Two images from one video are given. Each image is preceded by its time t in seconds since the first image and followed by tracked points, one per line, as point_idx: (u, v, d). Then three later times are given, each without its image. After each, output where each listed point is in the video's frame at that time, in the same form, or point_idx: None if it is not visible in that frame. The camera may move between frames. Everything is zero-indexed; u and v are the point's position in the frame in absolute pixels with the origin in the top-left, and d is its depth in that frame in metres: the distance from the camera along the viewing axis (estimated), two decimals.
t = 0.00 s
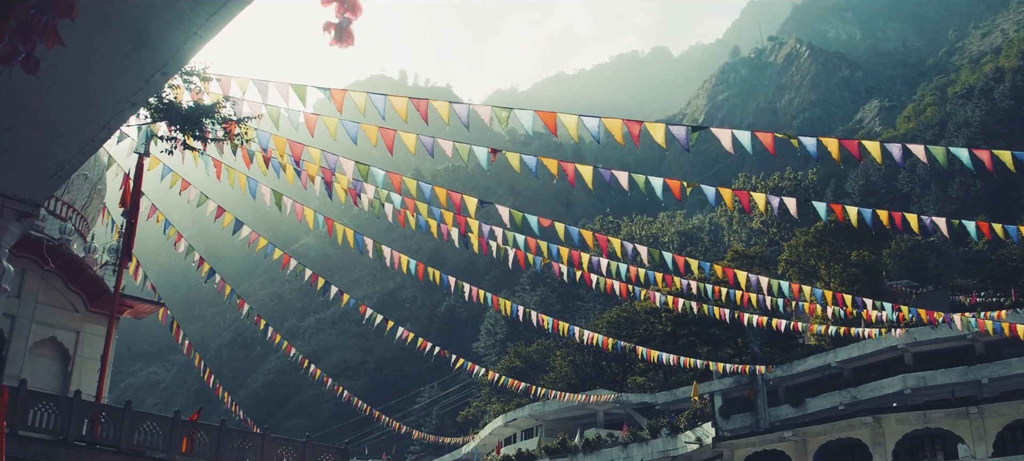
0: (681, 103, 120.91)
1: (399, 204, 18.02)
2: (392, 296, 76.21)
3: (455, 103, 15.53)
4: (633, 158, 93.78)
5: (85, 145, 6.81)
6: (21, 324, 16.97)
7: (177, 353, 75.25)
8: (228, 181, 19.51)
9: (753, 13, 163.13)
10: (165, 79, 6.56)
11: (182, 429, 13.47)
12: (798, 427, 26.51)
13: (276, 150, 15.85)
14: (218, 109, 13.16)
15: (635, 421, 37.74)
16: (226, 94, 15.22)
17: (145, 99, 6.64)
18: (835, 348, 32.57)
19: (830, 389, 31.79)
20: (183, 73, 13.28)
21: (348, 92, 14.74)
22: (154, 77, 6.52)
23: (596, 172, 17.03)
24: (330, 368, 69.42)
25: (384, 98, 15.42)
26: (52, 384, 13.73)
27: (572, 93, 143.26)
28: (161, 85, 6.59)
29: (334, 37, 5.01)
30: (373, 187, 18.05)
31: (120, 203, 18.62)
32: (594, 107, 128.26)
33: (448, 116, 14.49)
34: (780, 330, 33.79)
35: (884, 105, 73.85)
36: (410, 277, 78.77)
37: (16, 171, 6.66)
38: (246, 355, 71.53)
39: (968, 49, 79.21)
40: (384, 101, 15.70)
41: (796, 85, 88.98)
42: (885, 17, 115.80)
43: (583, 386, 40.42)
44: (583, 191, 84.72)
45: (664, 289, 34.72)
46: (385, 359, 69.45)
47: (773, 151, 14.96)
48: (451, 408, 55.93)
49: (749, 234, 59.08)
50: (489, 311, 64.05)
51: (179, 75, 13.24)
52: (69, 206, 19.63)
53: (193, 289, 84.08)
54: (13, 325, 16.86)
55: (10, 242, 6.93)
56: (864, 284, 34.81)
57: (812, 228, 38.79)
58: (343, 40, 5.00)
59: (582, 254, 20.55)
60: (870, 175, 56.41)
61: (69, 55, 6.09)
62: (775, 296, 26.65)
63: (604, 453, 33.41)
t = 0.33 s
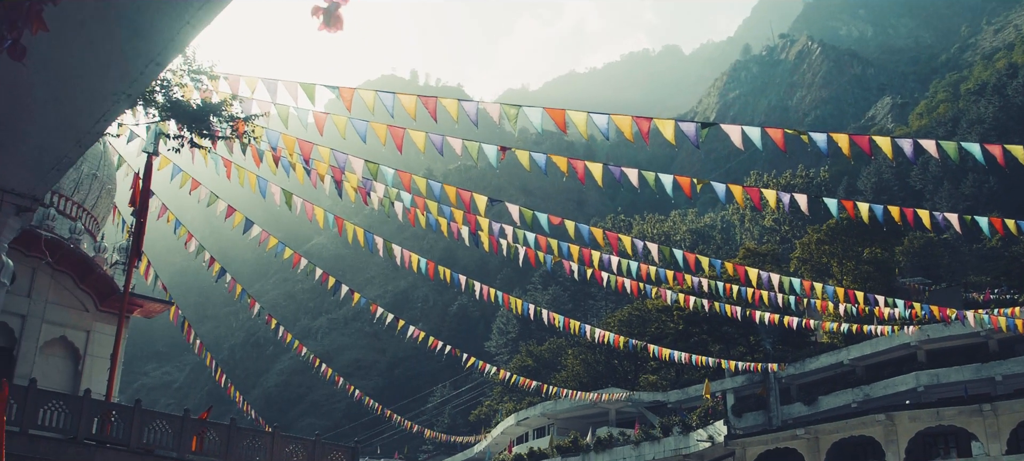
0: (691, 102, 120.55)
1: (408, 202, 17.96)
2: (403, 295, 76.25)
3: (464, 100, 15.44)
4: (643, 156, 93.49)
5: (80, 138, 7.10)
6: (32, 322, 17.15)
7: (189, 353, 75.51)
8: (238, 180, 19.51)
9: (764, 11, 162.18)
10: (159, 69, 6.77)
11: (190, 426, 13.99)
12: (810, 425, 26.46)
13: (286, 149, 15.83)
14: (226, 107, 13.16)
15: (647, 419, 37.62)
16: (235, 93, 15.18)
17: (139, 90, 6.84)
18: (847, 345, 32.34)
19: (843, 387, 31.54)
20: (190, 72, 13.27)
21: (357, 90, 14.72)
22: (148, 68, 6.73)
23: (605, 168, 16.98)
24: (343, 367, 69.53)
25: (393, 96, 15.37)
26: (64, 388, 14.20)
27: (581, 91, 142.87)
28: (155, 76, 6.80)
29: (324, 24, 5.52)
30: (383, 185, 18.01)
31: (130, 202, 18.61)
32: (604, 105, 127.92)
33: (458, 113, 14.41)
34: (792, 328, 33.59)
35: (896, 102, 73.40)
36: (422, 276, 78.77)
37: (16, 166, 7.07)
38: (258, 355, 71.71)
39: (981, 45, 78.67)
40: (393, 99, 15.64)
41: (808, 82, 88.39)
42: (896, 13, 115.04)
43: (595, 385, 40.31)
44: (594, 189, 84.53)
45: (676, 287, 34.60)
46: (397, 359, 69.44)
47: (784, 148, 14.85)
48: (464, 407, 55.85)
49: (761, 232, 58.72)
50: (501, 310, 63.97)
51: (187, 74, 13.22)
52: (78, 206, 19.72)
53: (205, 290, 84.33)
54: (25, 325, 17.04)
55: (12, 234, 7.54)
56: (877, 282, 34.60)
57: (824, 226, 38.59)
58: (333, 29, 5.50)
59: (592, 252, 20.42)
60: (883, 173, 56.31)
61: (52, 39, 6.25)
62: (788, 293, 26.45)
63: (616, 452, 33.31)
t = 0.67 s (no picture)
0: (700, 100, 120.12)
1: (417, 200, 17.90)
2: (413, 295, 76.26)
3: (471, 97, 15.34)
4: (652, 154, 93.17)
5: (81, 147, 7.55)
6: (41, 322, 17.95)
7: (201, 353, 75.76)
8: (247, 180, 19.51)
9: (774, 9, 161.28)
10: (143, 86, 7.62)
11: (197, 426, 14.41)
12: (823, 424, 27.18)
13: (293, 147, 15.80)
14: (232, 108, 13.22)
15: (658, 417, 37.51)
16: (243, 94, 15.15)
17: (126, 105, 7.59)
18: (858, 343, 32.03)
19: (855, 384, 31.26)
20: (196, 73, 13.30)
21: (365, 88, 14.68)
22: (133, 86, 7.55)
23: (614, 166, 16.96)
24: (354, 367, 69.61)
25: (400, 94, 15.30)
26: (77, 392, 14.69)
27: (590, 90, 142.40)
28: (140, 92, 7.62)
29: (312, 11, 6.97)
30: (391, 184, 17.97)
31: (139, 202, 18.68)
32: (612, 103, 127.55)
33: (464, 110, 14.30)
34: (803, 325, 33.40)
35: (907, 99, 72.95)
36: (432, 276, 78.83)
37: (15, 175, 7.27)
38: (270, 355, 71.89)
39: (993, 41, 78.12)
40: (400, 97, 15.56)
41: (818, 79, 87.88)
42: (907, 10, 114.28)
43: (605, 383, 40.22)
44: (604, 188, 84.31)
45: (686, 285, 34.56)
46: (408, 358, 69.44)
47: (793, 143, 14.70)
48: (475, 406, 55.77)
49: (771, 229, 58.40)
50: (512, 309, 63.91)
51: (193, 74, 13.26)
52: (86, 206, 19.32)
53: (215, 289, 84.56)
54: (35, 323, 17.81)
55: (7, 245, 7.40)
56: (889, 279, 34.36)
57: (835, 224, 38.35)
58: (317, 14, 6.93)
59: (602, 250, 20.32)
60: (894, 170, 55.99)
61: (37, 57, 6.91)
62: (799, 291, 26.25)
63: (627, 450, 33.22)
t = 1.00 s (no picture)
0: (710, 97, 119.50)
1: (425, 198, 17.83)
2: (424, 293, 76.33)
3: (478, 94, 15.25)
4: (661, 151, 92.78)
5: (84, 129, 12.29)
6: (50, 321, 17.99)
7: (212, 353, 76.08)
8: (255, 178, 19.49)
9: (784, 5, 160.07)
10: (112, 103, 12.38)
11: (205, 422, 14.42)
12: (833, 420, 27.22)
13: (301, 145, 15.76)
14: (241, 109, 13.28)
15: (669, 415, 37.33)
16: (250, 91, 15.10)
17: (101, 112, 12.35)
18: (869, 340, 31.78)
19: (866, 381, 31.02)
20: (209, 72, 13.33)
21: (371, 85, 14.65)
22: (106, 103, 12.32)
23: (622, 163, 16.87)
24: (365, 366, 69.66)
25: (407, 91, 15.26)
26: (85, 389, 14.72)
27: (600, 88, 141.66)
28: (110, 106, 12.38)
29: None
30: (398, 181, 17.92)
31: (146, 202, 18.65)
32: (623, 100, 126.86)
33: (471, 107, 14.24)
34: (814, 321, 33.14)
35: (918, 95, 72.38)
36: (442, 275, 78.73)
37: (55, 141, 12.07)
38: (281, 354, 72.05)
39: (1004, 36, 77.39)
40: (407, 95, 15.52)
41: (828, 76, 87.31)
42: (917, 6, 113.26)
43: (616, 381, 40.07)
44: (613, 185, 84.04)
45: (695, 282, 34.46)
46: (418, 356, 69.48)
47: (800, 138, 14.54)
48: (485, 404, 55.73)
49: (782, 226, 58.06)
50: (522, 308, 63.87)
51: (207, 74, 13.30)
52: (94, 205, 19.59)
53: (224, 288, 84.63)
54: (42, 322, 17.87)
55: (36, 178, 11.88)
56: (899, 276, 34.10)
57: (846, 220, 38.05)
58: None
59: (610, 246, 20.24)
60: (904, 166, 55.62)
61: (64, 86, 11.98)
62: (808, 287, 26.13)
63: (637, 448, 33.03)
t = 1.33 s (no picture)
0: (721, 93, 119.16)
1: (433, 194, 17.73)
2: (435, 291, 76.38)
3: (484, 90, 15.17)
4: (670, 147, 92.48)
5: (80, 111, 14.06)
6: (59, 320, 18.00)
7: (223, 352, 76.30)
8: (263, 176, 19.44)
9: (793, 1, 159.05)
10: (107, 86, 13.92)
11: (213, 420, 14.40)
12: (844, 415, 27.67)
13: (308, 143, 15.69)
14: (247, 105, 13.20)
15: (680, 411, 37.20)
16: (257, 88, 15.18)
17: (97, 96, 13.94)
18: (880, 335, 31.49)
19: (878, 376, 30.79)
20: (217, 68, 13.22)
21: (377, 81, 14.58)
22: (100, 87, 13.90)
23: (630, 158, 16.76)
24: (376, 364, 69.69)
25: (414, 87, 15.18)
26: (92, 387, 14.75)
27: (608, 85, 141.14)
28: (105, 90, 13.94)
29: None
30: (406, 178, 17.82)
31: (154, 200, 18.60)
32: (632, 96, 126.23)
33: (477, 103, 14.15)
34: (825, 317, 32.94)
35: (928, 89, 71.91)
36: (453, 272, 78.75)
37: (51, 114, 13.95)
38: (292, 353, 72.18)
39: (1016, 29, 76.76)
40: (414, 91, 15.43)
41: (838, 71, 86.84)
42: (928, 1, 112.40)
43: (626, 378, 39.95)
44: (623, 182, 83.83)
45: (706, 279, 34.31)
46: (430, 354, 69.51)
47: (809, 132, 14.38)
48: (497, 401, 55.71)
49: (792, 222, 57.79)
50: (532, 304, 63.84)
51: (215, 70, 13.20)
52: (102, 203, 19.69)
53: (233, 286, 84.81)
54: (50, 320, 17.85)
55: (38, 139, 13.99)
56: (910, 271, 33.93)
57: (856, 215, 37.84)
58: None
59: (619, 243, 20.07)
60: (915, 161, 55.31)
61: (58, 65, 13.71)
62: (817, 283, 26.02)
63: (648, 445, 32.93)
